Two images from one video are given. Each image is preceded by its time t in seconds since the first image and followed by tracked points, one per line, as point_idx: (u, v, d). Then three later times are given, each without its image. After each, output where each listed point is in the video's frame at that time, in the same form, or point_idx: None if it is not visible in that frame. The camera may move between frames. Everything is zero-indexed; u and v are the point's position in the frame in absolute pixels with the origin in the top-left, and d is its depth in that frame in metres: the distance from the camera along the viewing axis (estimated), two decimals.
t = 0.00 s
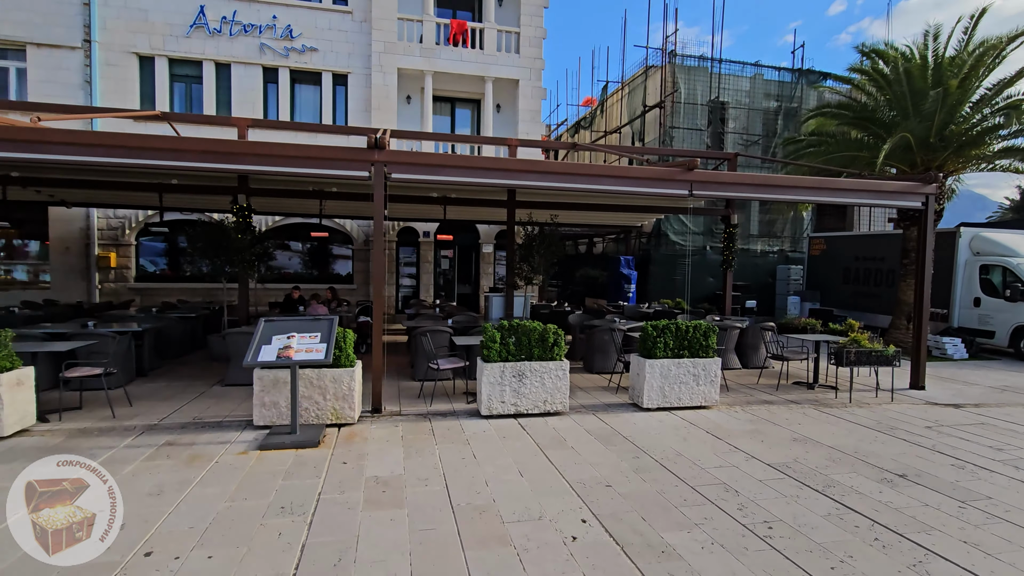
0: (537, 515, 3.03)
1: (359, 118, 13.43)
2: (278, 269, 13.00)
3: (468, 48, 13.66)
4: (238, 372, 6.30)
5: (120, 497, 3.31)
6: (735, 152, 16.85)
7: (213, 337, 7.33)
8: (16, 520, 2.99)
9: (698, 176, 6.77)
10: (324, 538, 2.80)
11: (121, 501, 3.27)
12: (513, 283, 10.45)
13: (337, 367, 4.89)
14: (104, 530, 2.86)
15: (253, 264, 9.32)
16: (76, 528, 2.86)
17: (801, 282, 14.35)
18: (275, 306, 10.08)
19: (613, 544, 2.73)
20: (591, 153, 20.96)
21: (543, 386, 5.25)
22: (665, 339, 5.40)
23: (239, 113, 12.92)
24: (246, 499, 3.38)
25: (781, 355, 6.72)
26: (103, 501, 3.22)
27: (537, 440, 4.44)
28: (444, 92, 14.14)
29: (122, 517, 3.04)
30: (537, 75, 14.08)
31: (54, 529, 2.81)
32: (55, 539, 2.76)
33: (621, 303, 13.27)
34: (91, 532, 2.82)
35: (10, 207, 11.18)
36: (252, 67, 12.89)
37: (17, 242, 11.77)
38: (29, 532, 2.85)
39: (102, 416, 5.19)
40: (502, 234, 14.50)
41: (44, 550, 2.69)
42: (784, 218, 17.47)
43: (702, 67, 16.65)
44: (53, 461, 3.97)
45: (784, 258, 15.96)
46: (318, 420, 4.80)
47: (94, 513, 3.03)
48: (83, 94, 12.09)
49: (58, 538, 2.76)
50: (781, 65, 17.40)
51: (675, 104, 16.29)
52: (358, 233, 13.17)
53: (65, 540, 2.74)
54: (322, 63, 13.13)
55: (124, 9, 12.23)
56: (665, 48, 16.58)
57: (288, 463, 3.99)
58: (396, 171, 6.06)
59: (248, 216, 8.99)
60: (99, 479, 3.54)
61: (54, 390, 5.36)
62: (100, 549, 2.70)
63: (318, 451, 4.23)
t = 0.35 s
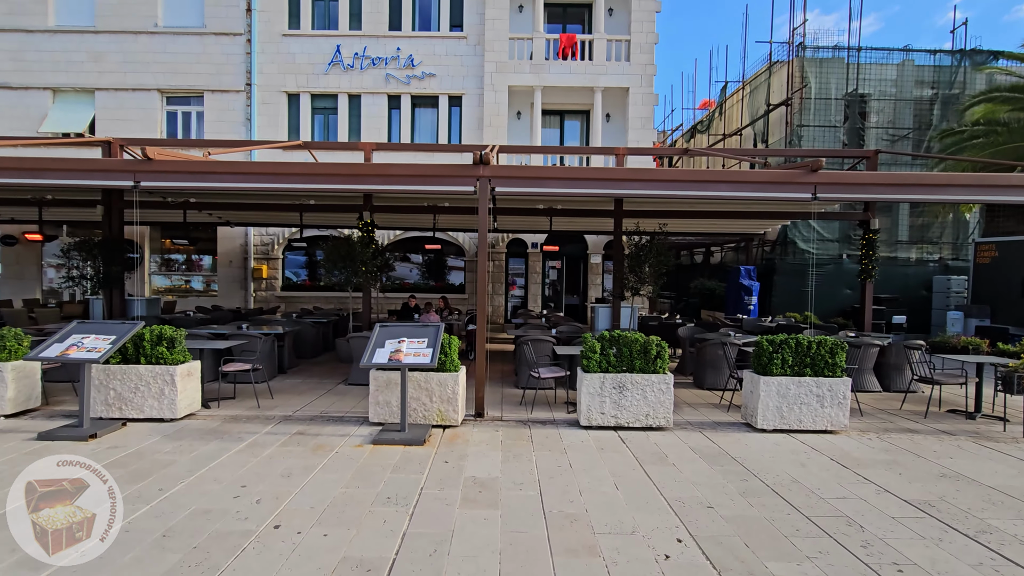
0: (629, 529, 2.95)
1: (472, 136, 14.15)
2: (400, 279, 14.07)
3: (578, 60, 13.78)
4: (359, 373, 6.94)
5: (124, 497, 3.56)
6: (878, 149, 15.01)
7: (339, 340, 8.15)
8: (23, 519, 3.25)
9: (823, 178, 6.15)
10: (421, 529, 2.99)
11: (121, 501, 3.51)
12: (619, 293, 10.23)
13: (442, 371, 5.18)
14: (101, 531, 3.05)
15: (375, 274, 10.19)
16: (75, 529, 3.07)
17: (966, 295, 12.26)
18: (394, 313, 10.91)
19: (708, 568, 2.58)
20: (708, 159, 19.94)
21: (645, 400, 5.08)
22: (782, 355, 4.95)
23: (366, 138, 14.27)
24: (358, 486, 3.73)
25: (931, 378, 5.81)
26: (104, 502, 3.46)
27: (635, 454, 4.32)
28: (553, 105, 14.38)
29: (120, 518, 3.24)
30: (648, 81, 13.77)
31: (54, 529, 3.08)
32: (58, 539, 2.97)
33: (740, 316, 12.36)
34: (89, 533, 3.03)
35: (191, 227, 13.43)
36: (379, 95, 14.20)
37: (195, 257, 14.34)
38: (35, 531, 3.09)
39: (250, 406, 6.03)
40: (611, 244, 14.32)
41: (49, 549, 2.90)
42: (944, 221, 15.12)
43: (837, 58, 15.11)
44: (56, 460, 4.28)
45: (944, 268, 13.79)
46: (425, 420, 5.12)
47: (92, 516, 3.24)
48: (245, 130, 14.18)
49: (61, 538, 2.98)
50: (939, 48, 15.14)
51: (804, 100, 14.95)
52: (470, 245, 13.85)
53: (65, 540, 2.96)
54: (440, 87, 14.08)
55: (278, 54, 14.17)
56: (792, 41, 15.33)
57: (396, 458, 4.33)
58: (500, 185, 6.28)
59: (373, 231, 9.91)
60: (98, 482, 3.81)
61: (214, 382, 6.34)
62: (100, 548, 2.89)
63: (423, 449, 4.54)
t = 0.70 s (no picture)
0: (718, 549, 2.85)
1: (576, 146, 14.28)
2: (505, 288, 14.56)
3: (685, 63, 13.33)
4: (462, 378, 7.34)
5: (119, 499, 3.74)
6: None
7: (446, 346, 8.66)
8: (21, 518, 3.42)
9: (966, 176, 5.39)
10: (508, 529, 3.15)
11: (119, 502, 3.70)
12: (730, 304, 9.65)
13: (537, 379, 5.33)
14: (100, 531, 3.23)
15: (479, 284, 10.68)
16: (75, 530, 3.25)
17: None
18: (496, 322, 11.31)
19: None
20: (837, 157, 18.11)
21: (749, 418, 4.80)
22: (913, 376, 4.41)
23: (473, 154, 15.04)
24: (454, 484, 4.00)
25: None
26: (101, 503, 3.65)
27: (734, 474, 4.12)
28: (659, 110, 14.03)
29: (117, 518, 3.43)
30: (764, 78, 12.92)
31: (55, 528, 3.26)
32: (58, 538, 3.15)
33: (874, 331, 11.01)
34: (88, 534, 3.21)
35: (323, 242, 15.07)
36: (487, 113, 14.92)
37: (326, 268, 16.11)
38: (36, 530, 3.27)
39: (365, 404, 6.65)
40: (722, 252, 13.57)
41: (49, 548, 3.06)
42: None
43: (1002, 34, 13.03)
44: (56, 461, 4.47)
45: None
46: (520, 426, 5.31)
47: (90, 517, 3.43)
48: (367, 152, 15.65)
49: (61, 538, 3.15)
50: None
51: (957, 86, 13.06)
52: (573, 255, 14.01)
53: (65, 540, 3.13)
54: (544, 100, 14.42)
55: (396, 82, 15.48)
56: (941, 19, 13.49)
57: (490, 461, 4.56)
58: (595, 197, 6.32)
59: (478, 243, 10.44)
60: (97, 482, 4.01)
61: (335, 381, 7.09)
62: (101, 547, 3.07)
63: (516, 454, 4.73)
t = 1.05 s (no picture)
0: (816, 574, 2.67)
1: (688, 148, 13.75)
2: (614, 295, 14.38)
3: (811, 51, 12.20)
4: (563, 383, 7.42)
5: (117, 499, 3.82)
6: None
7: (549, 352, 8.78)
8: (21, 519, 3.48)
9: None
10: (592, 531, 3.25)
11: (117, 501, 3.78)
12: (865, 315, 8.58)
13: (634, 387, 5.26)
14: (99, 530, 3.31)
15: (583, 292, 10.69)
16: (75, 529, 3.33)
17: None
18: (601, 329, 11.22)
19: None
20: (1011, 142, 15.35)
21: (875, 439, 4.31)
22: None
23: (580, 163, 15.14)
24: (545, 484, 4.13)
25: None
26: (100, 503, 3.73)
27: (852, 497, 3.76)
28: (783, 104, 12.99)
29: (117, 517, 3.51)
30: (910, 59, 11.42)
31: (54, 528, 3.34)
32: (58, 538, 3.22)
33: None
34: (88, 533, 3.28)
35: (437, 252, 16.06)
36: (594, 120, 14.95)
37: (441, 276, 17.16)
38: (34, 531, 3.32)
39: (469, 405, 7.01)
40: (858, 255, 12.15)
41: (49, 547, 3.12)
42: None
43: None
44: (58, 461, 4.56)
45: None
46: (617, 433, 5.27)
47: (90, 516, 3.51)
48: (479, 166, 16.47)
49: (62, 538, 3.22)
50: None
51: None
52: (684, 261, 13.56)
53: (66, 539, 3.20)
54: (654, 103, 14.10)
55: (505, 97, 16.11)
56: None
57: (583, 465, 4.62)
58: (697, 201, 6.09)
59: (583, 250, 10.51)
60: (97, 482, 4.11)
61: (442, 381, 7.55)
62: (102, 545, 3.15)
63: (611, 460, 4.71)
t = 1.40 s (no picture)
0: None
1: (803, 143, 12.72)
2: (719, 301, 13.63)
3: (954, 26, 10.64)
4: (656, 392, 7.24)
5: (118, 500, 3.87)
6: None
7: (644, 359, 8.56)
8: (22, 519, 3.52)
9: None
10: (672, 539, 3.26)
11: (116, 502, 3.82)
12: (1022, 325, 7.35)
13: (729, 397, 5.03)
14: (100, 530, 3.36)
15: (681, 298, 10.30)
16: (75, 530, 3.37)
17: None
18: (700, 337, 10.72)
19: None
20: None
21: (1018, 467, 3.75)
22: None
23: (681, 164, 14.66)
24: (629, 491, 4.15)
25: None
26: (101, 504, 3.78)
27: (982, 530, 3.34)
28: (918, 88, 11.56)
29: (116, 518, 3.56)
30: None
31: (55, 528, 3.38)
32: (58, 538, 3.26)
33: None
34: (89, 533, 3.33)
35: (535, 259, 16.35)
36: (696, 119, 14.41)
37: (539, 282, 17.43)
38: (37, 530, 3.37)
39: (560, 409, 7.11)
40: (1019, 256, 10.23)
41: (49, 548, 3.16)
42: None
43: None
44: (58, 462, 4.62)
45: None
46: (710, 445, 5.06)
47: (90, 516, 3.55)
48: (575, 172, 16.57)
49: (62, 538, 3.26)
50: None
51: None
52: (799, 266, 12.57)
53: (66, 540, 3.24)
54: (763, 98, 13.28)
55: (602, 102, 16.07)
56: None
57: (670, 474, 4.53)
58: (800, 202, 5.69)
59: (681, 255, 10.16)
60: (97, 482, 4.16)
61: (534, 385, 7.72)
62: (101, 545, 3.19)
63: (701, 472, 4.57)
